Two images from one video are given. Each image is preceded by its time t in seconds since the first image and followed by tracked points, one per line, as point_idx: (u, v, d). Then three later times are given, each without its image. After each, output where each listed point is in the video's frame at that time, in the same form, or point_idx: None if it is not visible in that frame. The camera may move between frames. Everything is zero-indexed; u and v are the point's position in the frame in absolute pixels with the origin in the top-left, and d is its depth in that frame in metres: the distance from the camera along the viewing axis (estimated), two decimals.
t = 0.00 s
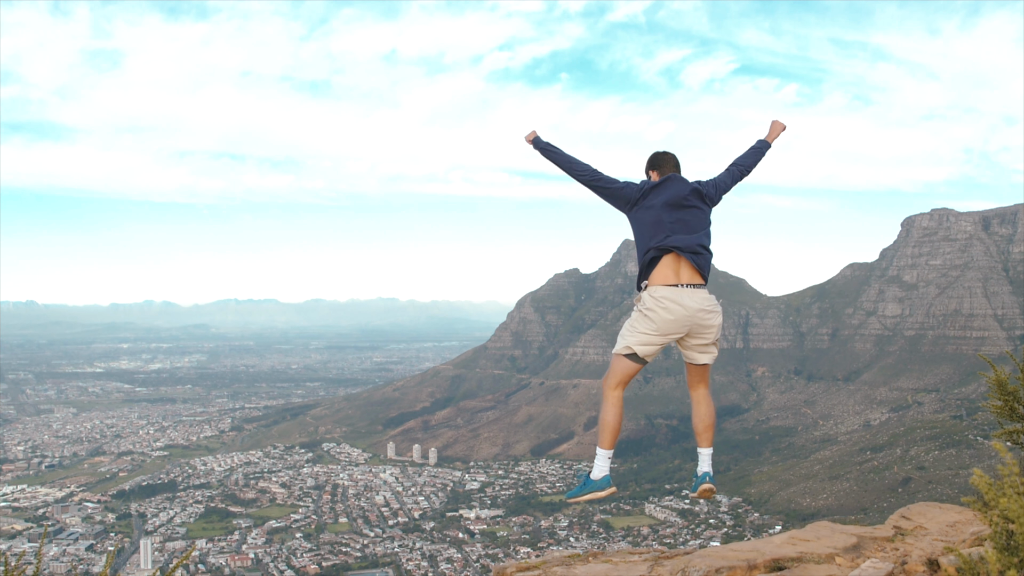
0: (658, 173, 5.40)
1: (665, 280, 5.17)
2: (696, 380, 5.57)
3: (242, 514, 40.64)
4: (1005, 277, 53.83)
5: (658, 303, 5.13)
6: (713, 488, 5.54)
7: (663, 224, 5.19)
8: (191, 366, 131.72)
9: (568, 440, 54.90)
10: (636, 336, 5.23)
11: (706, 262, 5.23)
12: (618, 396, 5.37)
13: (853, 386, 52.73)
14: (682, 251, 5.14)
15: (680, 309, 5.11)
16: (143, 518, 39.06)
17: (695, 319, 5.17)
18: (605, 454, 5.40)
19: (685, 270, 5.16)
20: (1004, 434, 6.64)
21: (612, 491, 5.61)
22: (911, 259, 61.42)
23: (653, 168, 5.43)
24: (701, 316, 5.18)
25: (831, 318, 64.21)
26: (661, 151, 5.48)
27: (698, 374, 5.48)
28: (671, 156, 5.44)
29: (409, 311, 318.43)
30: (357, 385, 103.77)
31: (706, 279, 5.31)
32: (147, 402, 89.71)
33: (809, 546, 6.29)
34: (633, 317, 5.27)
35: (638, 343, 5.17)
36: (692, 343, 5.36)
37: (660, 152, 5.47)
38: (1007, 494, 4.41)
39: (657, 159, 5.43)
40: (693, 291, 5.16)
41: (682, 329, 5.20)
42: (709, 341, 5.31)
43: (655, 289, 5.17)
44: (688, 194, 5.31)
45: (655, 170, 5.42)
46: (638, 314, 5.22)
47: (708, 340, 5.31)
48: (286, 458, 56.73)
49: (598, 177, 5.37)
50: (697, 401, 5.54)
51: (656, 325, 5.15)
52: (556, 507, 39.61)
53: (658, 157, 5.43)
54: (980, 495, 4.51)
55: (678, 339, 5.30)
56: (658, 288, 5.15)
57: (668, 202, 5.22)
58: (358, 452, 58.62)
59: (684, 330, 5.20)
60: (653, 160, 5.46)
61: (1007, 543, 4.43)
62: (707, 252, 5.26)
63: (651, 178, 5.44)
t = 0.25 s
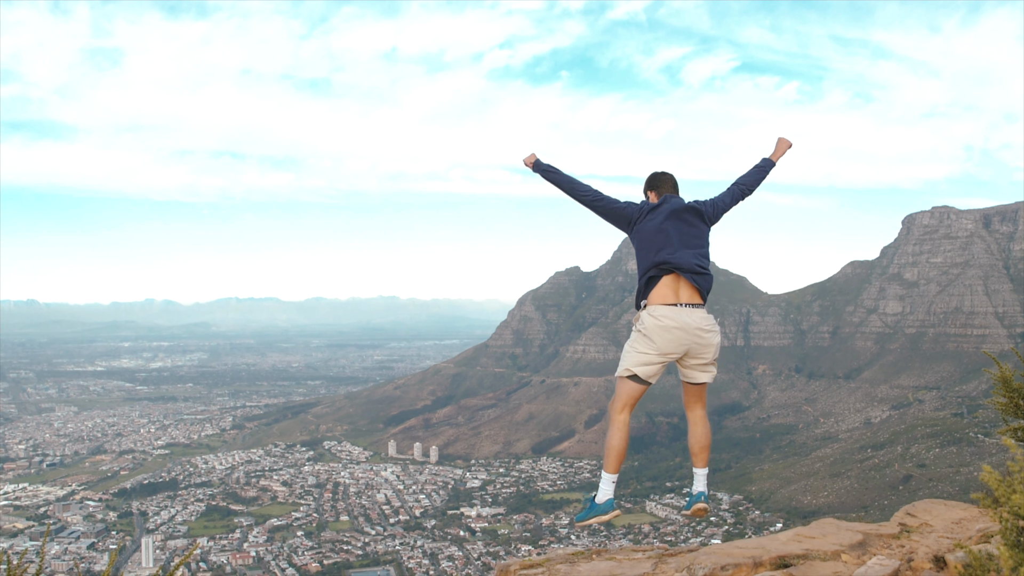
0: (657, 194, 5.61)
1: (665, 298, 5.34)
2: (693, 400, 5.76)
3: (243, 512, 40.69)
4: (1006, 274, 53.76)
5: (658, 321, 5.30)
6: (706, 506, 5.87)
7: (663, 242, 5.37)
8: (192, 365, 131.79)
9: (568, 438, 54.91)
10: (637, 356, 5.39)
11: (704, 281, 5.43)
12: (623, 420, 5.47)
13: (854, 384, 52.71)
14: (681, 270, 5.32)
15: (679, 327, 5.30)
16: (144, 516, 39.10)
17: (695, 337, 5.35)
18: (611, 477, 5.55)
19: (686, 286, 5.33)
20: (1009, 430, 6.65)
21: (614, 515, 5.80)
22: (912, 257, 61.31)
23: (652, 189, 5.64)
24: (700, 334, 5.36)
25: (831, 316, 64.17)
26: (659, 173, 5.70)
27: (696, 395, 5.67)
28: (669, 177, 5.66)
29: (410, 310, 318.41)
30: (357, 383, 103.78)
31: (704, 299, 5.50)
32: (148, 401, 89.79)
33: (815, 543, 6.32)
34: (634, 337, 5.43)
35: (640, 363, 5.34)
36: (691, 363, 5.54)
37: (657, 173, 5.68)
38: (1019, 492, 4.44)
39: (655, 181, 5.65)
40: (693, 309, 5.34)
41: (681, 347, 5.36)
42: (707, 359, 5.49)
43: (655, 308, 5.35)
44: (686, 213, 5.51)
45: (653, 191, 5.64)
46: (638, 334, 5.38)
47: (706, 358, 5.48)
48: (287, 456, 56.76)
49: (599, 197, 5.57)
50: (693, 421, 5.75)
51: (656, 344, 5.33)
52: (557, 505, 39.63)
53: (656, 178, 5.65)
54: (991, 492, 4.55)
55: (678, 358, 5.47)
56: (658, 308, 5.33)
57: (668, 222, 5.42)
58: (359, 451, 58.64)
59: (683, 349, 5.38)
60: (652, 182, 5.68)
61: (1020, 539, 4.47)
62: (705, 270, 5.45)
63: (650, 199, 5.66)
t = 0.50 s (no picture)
0: (654, 216, 5.80)
1: (665, 321, 5.52)
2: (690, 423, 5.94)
3: (244, 510, 40.71)
4: (1008, 272, 53.64)
5: (659, 344, 5.47)
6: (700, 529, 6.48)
7: (663, 265, 5.54)
8: (193, 363, 131.78)
9: (570, 435, 54.91)
10: (640, 378, 5.55)
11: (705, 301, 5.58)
12: (629, 444, 5.58)
13: (855, 382, 52.64)
14: (681, 292, 5.50)
15: (681, 348, 5.47)
16: (146, 514, 39.12)
17: (695, 357, 5.52)
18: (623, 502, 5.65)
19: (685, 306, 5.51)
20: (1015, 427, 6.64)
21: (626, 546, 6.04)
22: (914, 254, 61.19)
23: (649, 212, 5.83)
24: (700, 353, 5.53)
25: (833, 314, 64.08)
26: (655, 194, 5.89)
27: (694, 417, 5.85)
28: (666, 199, 5.84)
29: (411, 307, 318.29)
30: (358, 381, 103.76)
31: (704, 320, 5.68)
32: (149, 398, 89.86)
33: (821, 540, 6.32)
34: (635, 361, 5.60)
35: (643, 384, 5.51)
36: (690, 384, 5.69)
37: (654, 196, 5.87)
38: None
39: (653, 203, 5.83)
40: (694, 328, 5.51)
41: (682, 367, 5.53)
42: (707, 379, 5.66)
43: (655, 330, 5.52)
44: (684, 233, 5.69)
45: (651, 213, 5.82)
46: (640, 356, 5.55)
47: (707, 378, 5.65)
48: (289, 454, 56.79)
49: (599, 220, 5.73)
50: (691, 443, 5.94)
51: (657, 366, 5.49)
52: (558, 503, 39.63)
53: (653, 200, 5.82)
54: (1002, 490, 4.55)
55: (679, 379, 5.62)
56: (659, 330, 5.50)
57: (668, 245, 5.59)
58: (360, 448, 58.65)
59: (685, 368, 5.54)
60: (648, 204, 5.87)
61: None
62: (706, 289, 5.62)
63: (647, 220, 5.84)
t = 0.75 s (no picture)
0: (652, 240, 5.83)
1: (667, 342, 5.50)
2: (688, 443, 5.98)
3: (247, 506, 40.77)
4: (1011, 269, 53.50)
5: (660, 366, 5.45)
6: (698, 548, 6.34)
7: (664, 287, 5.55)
8: (196, 360, 131.97)
9: (572, 432, 54.91)
10: (642, 401, 5.52)
11: (706, 322, 5.59)
12: (634, 466, 5.64)
13: (857, 379, 52.57)
14: (684, 313, 5.50)
15: (683, 369, 5.45)
16: (148, 510, 39.19)
17: (697, 378, 5.50)
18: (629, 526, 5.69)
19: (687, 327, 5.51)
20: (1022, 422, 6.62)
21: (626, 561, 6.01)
22: (916, 252, 61.07)
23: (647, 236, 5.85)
24: (702, 375, 5.52)
25: (835, 311, 63.96)
26: (653, 218, 5.93)
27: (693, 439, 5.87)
28: (664, 223, 5.87)
29: (413, 305, 318.36)
30: (360, 378, 103.79)
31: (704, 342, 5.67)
32: (152, 395, 90.03)
33: (827, 537, 6.31)
34: (636, 383, 5.57)
35: (645, 407, 5.48)
36: (691, 407, 5.69)
37: (653, 218, 5.88)
38: None
39: (650, 227, 5.87)
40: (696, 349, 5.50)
41: (685, 389, 5.50)
42: (707, 401, 5.64)
43: (657, 352, 5.50)
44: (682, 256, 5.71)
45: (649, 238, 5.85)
46: (641, 378, 5.51)
47: (707, 400, 5.63)
48: (291, 451, 56.83)
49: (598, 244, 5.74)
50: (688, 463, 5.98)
51: (659, 388, 5.47)
52: (560, 500, 39.63)
53: (651, 225, 5.86)
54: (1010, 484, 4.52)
55: (680, 402, 5.61)
56: (660, 352, 5.49)
57: (668, 266, 5.61)
58: (363, 445, 58.69)
59: (686, 390, 5.52)
60: (646, 228, 5.90)
61: None
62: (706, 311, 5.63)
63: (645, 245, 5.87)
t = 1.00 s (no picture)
0: (649, 265, 5.85)
1: (670, 366, 5.54)
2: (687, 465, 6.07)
3: (250, 502, 40.79)
4: (1014, 266, 53.37)
5: (666, 388, 5.49)
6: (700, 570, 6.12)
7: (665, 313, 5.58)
8: (199, 356, 132.13)
9: (574, 428, 54.88)
10: (646, 425, 5.58)
11: (708, 345, 5.63)
12: (632, 484, 5.78)
13: (860, 375, 52.46)
14: (686, 337, 5.54)
15: (687, 393, 5.50)
16: (151, 506, 39.22)
17: (701, 402, 5.55)
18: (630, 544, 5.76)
19: (690, 352, 5.55)
20: None
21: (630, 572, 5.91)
22: (919, 248, 60.92)
23: (644, 260, 5.86)
24: (706, 398, 5.58)
25: (838, 307, 63.83)
26: (649, 240, 5.93)
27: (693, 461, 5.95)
28: (660, 246, 5.88)
29: (415, 301, 318.42)
30: (363, 374, 103.81)
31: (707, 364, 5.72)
32: (155, 391, 90.16)
33: (835, 533, 6.24)
34: (639, 407, 5.62)
35: (649, 430, 5.54)
36: (694, 430, 5.76)
37: (650, 241, 5.92)
38: None
39: (647, 250, 5.87)
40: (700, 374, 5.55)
41: (690, 412, 5.55)
42: (710, 424, 5.71)
43: (662, 375, 5.54)
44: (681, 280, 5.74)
45: (646, 262, 5.86)
46: (645, 404, 5.56)
47: (710, 423, 5.70)
48: (294, 447, 56.86)
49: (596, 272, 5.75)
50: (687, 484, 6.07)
51: (663, 411, 5.52)
52: (563, 496, 39.58)
53: (648, 248, 5.86)
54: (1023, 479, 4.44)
55: (683, 426, 5.67)
56: (665, 374, 5.52)
57: (667, 291, 5.63)
58: (365, 441, 58.71)
59: (690, 415, 5.57)
60: (642, 252, 5.91)
61: None
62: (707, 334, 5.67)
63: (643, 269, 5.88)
